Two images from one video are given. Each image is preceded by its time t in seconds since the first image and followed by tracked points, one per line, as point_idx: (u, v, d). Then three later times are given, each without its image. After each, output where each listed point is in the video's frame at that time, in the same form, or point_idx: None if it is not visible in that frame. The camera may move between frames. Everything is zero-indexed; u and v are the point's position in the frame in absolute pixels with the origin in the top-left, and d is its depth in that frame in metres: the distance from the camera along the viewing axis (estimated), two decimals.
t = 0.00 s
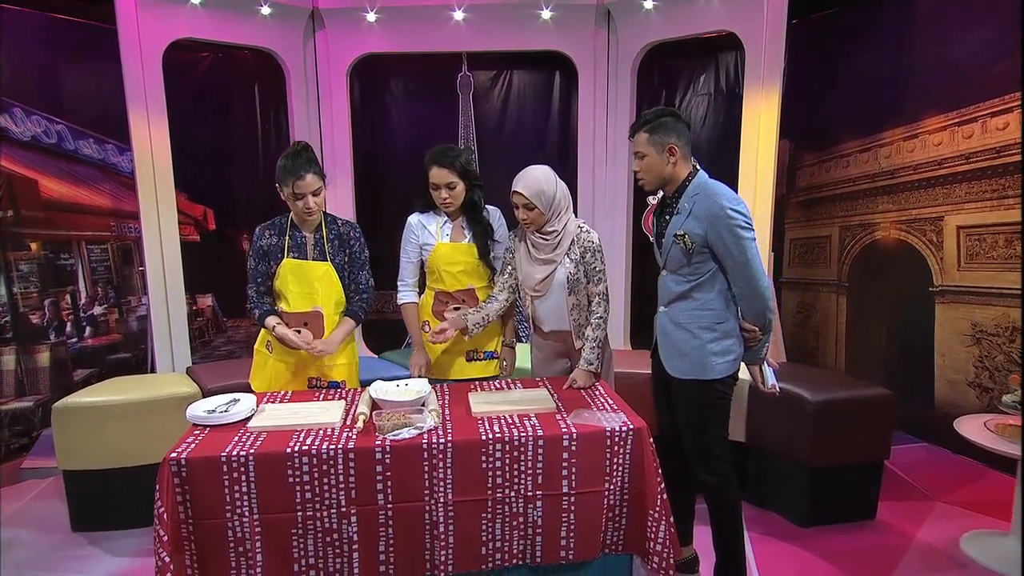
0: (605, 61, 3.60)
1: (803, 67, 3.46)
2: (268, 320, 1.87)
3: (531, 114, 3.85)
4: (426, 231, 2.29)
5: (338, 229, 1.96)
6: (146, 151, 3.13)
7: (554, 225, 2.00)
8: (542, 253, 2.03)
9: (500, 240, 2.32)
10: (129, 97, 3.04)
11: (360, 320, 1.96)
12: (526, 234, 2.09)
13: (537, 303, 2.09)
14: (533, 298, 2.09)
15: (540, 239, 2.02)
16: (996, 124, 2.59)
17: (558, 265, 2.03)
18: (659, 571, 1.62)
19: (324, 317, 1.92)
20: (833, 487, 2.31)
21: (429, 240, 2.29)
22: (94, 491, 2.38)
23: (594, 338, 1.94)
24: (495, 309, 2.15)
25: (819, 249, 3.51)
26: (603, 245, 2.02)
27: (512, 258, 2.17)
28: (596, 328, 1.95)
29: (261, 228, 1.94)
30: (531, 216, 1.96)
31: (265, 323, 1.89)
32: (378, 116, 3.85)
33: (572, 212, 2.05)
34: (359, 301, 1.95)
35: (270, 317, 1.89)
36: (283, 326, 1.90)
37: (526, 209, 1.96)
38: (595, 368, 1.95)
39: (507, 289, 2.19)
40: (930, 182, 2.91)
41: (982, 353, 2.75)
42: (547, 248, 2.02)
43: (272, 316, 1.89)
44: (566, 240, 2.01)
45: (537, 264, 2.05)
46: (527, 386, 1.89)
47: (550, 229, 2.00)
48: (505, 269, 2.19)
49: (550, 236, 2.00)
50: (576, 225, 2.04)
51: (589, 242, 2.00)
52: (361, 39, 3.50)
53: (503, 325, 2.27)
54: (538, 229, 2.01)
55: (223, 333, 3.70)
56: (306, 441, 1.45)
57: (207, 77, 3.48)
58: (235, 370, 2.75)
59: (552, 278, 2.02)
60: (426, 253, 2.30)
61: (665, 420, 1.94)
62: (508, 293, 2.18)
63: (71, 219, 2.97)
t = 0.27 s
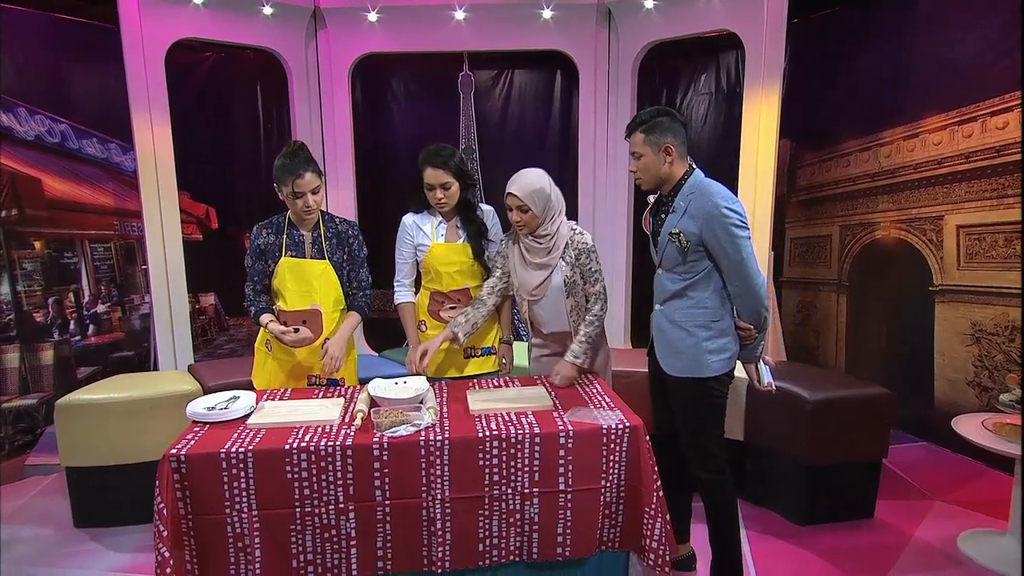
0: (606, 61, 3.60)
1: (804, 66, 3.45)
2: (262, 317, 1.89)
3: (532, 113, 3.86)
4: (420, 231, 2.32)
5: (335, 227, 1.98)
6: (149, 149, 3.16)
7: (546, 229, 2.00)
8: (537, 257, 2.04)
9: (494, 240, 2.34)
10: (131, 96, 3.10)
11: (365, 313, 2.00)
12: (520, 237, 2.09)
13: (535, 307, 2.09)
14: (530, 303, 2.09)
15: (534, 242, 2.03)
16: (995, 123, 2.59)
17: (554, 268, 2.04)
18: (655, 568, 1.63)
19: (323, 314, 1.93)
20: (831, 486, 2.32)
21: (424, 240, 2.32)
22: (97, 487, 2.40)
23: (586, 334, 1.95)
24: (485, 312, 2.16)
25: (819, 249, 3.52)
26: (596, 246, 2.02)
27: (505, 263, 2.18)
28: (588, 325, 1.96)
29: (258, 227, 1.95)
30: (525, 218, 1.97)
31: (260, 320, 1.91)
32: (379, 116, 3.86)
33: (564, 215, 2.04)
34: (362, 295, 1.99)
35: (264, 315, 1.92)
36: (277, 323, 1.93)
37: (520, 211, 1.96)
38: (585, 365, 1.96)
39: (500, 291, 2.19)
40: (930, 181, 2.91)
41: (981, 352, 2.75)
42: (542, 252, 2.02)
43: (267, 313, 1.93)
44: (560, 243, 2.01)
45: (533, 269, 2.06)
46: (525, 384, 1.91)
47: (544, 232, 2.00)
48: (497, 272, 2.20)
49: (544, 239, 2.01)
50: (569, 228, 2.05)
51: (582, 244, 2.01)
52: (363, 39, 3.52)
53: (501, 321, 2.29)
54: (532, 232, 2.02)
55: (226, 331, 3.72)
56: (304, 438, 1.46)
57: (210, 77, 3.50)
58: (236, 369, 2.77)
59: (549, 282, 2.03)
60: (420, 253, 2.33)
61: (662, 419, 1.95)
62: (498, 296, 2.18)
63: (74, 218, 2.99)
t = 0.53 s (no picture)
0: (607, 60, 3.59)
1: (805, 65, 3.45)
2: (261, 318, 1.91)
3: (532, 112, 3.86)
4: (416, 230, 2.36)
5: (336, 226, 2.00)
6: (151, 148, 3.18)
7: (535, 234, 1.97)
8: (528, 263, 2.02)
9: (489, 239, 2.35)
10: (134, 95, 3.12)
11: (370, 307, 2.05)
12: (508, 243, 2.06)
13: (530, 311, 2.09)
14: (525, 308, 2.08)
15: (524, 248, 2.00)
16: (995, 122, 2.59)
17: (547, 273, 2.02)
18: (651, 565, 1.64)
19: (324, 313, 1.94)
20: (829, 484, 2.32)
21: (419, 239, 2.36)
22: (99, 484, 2.42)
23: (575, 329, 1.97)
24: (475, 319, 2.11)
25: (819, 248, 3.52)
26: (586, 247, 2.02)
27: (495, 268, 2.14)
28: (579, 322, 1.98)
29: (258, 226, 1.96)
30: (514, 223, 1.94)
31: (259, 321, 1.93)
32: (380, 115, 3.87)
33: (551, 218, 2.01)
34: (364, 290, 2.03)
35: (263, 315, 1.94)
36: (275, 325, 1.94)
37: (509, 217, 1.94)
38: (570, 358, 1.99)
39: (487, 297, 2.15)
40: (930, 180, 2.91)
41: (981, 351, 2.75)
42: (533, 258, 2.00)
43: (266, 313, 1.94)
44: (551, 248, 1.99)
45: (525, 275, 2.04)
46: (523, 381, 1.93)
47: (533, 238, 1.97)
48: (486, 276, 2.16)
49: (534, 245, 1.98)
50: (558, 231, 2.03)
51: (571, 246, 2.01)
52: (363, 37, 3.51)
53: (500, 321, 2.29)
54: (520, 238, 1.99)
55: (228, 329, 3.74)
56: (303, 435, 1.48)
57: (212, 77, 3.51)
58: (237, 367, 2.79)
59: (543, 287, 2.02)
60: (417, 253, 2.36)
61: (659, 417, 1.96)
62: (489, 302, 2.14)
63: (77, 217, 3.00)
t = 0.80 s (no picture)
0: (608, 59, 3.59)
1: (806, 64, 3.46)
2: (263, 316, 1.92)
3: (533, 111, 3.87)
4: (415, 228, 2.40)
5: (339, 225, 2.01)
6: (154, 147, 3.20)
7: (529, 233, 1.98)
8: (522, 262, 2.03)
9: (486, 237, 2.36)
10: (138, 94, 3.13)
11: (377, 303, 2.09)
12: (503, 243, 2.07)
13: (525, 309, 2.11)
14: (520, 306, 2.10)
15: (517, 247, 2.01)
16: (996, 121, 2.59)
17: (541, 271, 2.05)
18: (648, 561, 1.65)
19: (325, 312, 1.96)
20: (827, 482, 2.33)
21: (418, 238, 2.41)
22: (102, 479, 2.44)
23: (574, 327, 1.98)
24: (472, 316, 2.13)
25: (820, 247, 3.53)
26: (579, 246, 2.04)
27: (490, 266, 2.16)
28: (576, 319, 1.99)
29: (260, 224, 1.97)
30: (507, 223, 1.95)
31: (261, 319, 1.95)
32: (382, 113, 3.89)
33: (542, 215, 2.01)
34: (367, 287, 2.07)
35: (265, 314, 1.95)
36: (276, 323, 1.95)
37: (501, 217, 1.95)
38: (569, 356, 2.00)
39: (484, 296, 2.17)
40: (932, 178, 2.90)
41: (981, 350, 2.74)
42: (526, 256, 2.02)
43: (267, 312, 1.96)
44: (544, 246, 2.01)
45: (519, 274, 2.05)
46: (523, 379, 1.94)
47: (525, 236, 1.99)
48: (482, 274, 2.18)
49: (526, 243, 1.99)
50: (552, 229, 2.05)
51: (565, 244, 2.03)
52: (366, 37, 3.51)
53: (500, 318, 2.30)
54: (513, 237, 2.00)
55: (231, 327, 3.76)
56: (302, 431, 1.49)
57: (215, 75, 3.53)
58: (239, 364, 2.81)
59: (537, 285, 2.05)
60: (417, 251, 2.41)
61: (657, 415, 1.97)
62: (485, 300, 2.16)
63: (81, 215, 3.03)
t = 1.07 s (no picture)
0: (609, 56, 3.59)
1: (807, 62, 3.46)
2: (264, 314, 1.94)
3: (534, 109, 3.87)
4: (416, 226, 2.41)
5: (339, 224, 2.02)
6: (157, 145, 3.22)
7: (528, 229, 2.00)
8: (521, 258, 2.05)
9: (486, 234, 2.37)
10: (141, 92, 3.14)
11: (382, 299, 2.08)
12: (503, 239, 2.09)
13: (525, 305, 2.13)
14: (520, 301, 2.12)
15: (517, 243, 2.03)
16: (996, 119, 2.59)
17: (540, 267, 2.06)
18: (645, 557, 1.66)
19: (325, 310, 1.97)
20: (826, 479, 2.34)
21: (419, 236, 2.42)
22: (105, 475, 2.46)
23: (573, 324, 1.99)
24: (471, 313, 2.13)
25: (821, 245, 3.53)
26: (579, 243, 2.03)
27: (490, 263, 2.17)
28: (575, 316, 2.00)
29: (262, 222, 1.98)
30: (507, 219, 1.96)
31: (262, 316, 1.96)
32: (384, 111, 3.89)
33: (542, 212, 2.04)
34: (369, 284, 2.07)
35: (266, 312, 1.97)
36: (277, 320, 1.97)
37: (501, 213, 1.96)
38: (569, 354, 2.01)
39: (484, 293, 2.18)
40: (932, 176, 2.90)
41: (981, 348, 2.74)
42: (526, 252, 2.04)
43: (268, 310, 1.97)
44: (543, 243, 2.03)
45: (518, 270, 2.07)
46: (522, 376, 1.95)
47: (524, 233, 2.01)
48: (482, 271, 2.19)
49: (526, 240, 2.02)
50: (551, 225, 2.05)
51: (564, 241, 2.02)
52: (367, 35, 3.52)
53: (499, 316, 2.31)
54: (513, 234, 2.02)
55: (233, 324, 3.78)
56: (302, 427, 1.51)
57: (217, 74, 3.54)
58: (241, 360, 2.82)
59: (536, 281, 2.06)
60: (417, 249, 2.43)
61: (654, 412, 1.97)
62: (484, 297, 2.17)
63: (84, 212, 3.05)
